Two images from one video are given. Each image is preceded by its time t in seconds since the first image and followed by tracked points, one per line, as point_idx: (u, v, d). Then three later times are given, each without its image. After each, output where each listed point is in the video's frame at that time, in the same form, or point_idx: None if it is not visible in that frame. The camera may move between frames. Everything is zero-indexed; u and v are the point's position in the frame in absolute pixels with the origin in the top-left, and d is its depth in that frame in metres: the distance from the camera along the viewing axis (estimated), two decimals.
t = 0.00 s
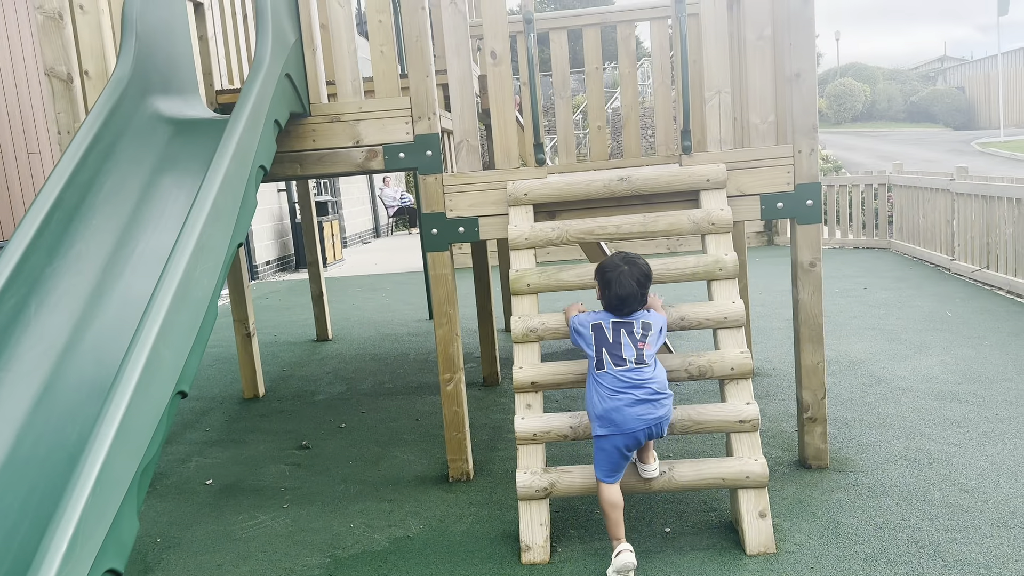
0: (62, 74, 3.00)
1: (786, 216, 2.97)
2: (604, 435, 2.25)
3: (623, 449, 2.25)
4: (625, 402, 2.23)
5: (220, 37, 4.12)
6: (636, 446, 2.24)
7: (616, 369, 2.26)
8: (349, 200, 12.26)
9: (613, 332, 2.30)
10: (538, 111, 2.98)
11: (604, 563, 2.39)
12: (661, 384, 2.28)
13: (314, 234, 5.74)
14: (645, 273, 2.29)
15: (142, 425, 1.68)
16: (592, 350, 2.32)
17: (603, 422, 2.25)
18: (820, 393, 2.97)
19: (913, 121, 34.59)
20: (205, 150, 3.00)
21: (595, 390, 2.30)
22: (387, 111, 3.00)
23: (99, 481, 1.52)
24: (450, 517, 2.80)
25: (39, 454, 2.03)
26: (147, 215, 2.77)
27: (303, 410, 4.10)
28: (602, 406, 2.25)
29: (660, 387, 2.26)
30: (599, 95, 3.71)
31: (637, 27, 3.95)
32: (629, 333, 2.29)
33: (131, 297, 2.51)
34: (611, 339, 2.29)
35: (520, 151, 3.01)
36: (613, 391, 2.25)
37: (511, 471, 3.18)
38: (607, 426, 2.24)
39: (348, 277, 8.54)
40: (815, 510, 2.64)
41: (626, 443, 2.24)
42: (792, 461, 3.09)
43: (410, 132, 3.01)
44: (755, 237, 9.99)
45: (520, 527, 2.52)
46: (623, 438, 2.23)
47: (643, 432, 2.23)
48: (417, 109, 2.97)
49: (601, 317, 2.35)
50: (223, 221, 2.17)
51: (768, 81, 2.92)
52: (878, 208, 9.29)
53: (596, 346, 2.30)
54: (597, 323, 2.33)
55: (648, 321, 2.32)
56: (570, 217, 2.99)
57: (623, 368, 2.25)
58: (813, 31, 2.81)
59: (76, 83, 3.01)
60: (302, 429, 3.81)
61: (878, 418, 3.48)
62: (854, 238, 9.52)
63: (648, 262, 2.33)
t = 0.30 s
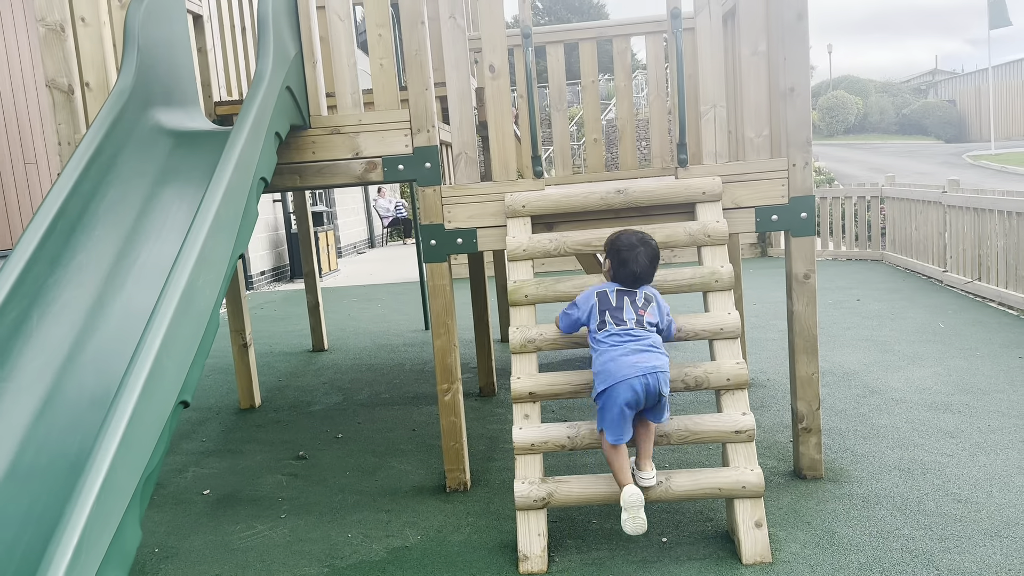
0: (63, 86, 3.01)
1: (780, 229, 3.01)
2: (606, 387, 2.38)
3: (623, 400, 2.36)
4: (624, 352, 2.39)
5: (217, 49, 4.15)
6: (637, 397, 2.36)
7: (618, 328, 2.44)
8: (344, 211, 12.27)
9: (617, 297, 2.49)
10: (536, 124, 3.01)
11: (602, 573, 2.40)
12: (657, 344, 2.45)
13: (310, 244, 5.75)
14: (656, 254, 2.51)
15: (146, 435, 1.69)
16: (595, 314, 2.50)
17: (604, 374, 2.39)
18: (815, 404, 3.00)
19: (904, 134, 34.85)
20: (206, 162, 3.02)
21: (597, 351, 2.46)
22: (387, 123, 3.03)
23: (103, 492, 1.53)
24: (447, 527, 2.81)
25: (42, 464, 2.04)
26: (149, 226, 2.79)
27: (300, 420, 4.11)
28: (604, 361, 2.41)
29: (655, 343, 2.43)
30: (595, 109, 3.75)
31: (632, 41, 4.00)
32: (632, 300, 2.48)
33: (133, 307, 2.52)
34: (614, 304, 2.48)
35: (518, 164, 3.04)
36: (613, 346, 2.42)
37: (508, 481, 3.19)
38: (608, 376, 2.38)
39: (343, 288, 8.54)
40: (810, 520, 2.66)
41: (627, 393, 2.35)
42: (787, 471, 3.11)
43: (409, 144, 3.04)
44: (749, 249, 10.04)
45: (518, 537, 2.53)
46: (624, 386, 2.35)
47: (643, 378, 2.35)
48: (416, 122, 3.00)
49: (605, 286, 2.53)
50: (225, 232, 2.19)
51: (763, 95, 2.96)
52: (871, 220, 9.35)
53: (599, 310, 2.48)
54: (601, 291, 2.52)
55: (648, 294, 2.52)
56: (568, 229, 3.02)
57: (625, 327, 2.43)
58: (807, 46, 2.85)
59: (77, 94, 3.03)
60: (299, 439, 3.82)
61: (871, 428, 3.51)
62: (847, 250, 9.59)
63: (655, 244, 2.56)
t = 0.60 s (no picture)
0: (64, 93, 3.03)
1: (778, 240, 3.03)
2: (603, 343, 2.42)
3: (613, 361, 2.41)
4: (631, 322, 2.44)
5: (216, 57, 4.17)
6: (625, 367, 2.41)
7: (629, 299, 2.49)
8: (340, 219, 12.28)
9: (625, 269, 2.55)
10: (535, 134, 3.03)
11: None
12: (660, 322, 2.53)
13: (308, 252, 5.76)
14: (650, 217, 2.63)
15: (147, 441, 1.70)
16: (604, 285, 2.54)
17: (606, 333, 2.42)
18: (811, 415, 3.01)
19: (898, 147, 35.07)
20: (207, 169, 3.04)
21: (600, 314, 2.50)
22: (387, 133, 3.05)
23: (104, 497, 1.53)
24: (444, 536, 2.81)
25: (43, 468, 2.05)
26: (150, 232, 2.80)
27: (296, 428, 4.11)
28: (607, 322, 2.45)
29: (658, 323, 2.51)
30: (593, 120, 3.78)
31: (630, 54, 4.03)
32: (640, 273, 2.55)
33: (134, 313, 2.53)
34: (624, 275, 2.53)
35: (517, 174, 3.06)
36: (620, 314, 2.46)
37: (505, 490, 3.19)
38: (609, 336, 2.41)
39: (339, 297, 8.54)
40: (806, 530, 2.66)
41: (619, 357, 2.41)
42: (783, 481, 3.12)
43: (409, 153, 3.06)
44: (744, 261, 10.08)
45: (515, 546, 2.53)
46: (619, 350, 2.40)
47: (637, 352, 2.40)
48: (416, 132, 3.02)
49: (612, 259, 2.59)
50: (227, 240, 2.20)
51: (761, 108, 2.99)
52: (866, 233, 9.39)
53: (609, 280, 2.53)
54: (609, 264, 2.57)
55: (651, 265, 2.61)
56: (566, 239, 3.03)
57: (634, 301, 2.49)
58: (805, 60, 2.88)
59: (78, 102, 3.04)
60: (295, 447, 3.82)
61: (867, 440, 3.52)
62: (841, 262, 9.63)
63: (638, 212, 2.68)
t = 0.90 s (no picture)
0: (70, 97, 3.06)
1: (777, 252, 3.05)
2: (635, 354, 2.46)
3: (640, 372, 2.47)
4: (657, 333, 2.51)
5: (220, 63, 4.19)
6: (650, 377, 2.49)
7: (650, 309, 2.55)
8: (339, 226, 12.29)
9: (634, 279, 2.59)
10: (537, 144, 3.05)
11: None
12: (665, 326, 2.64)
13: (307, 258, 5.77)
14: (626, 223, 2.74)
15: (150, 445, 1.70)
16: (622, 297, 2.55)
17: (641, 344, 2.46)
18: (809, 427, 3.02)
19: (896, 161, 35.20)
20: (211, 175, 3.05)
21: (623, 325, 2.52)
22: (390, 141, 3.07)
23: (107, 502, 1.53)
24: (442, 544, 2.81)
25: (45, 472, 2.06)
26: (154, 237, 2.81)
27: (294, 434, 4.11)
28: (636, 333, 2.49)
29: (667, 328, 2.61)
30: (594, 131, 3.80)
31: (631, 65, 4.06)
32: (647, 282, 2.61)
33: (137, 318, 2.54)
34: (637, 285, 2.57)
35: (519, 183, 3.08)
36: (646, 325, 2.51)
37: (503, 499, 3.19)
38: (644, 349, 2.46)
39: (338, 303, 8.54)
40: (803, 542, 2.67)
41: (648, 368, 2.47)
42: (780, 493, 3.13)
43: (412, 161, 3.08)
44: (742, 272, 10.10)
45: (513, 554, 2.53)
46: (650, 362, 2.47)
47: (664, 363, 2.50)
48: (419, 140, 3.04)
49: (620, 271, 2.61)
50: (231, 245, 2.21)
51: (761, 121, 3.01)
52: (864, 246, 9.43)
53: (626, 292, 2.55)
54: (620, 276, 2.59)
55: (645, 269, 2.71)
56: (567, 248, 3.05)
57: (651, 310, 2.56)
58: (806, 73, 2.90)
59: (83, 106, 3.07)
60: (293, 453, 3.82)
61: (864, 452, 3.53)
62: (839, 275, 9.65)
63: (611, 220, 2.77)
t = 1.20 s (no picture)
0: (77, 96, 3.06)
1: (781, 261, 3.05)
2: (636, 356, 2.46)
3: (642, 375, 2.47)
4: (662, 339, 2.52)
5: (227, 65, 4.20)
6: (652, 381, 2.49)
7: (655, 317, 2.57)
8: (342, 228, 12.30)
9: (642, 288, 2.61)
10: (543, 150, 3.05)
11: None
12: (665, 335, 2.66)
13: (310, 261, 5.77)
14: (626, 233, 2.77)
15: (152, 447, 1.70)
16: (630, 305, 2.56)
17: (645, 348, 2.47)
18: (812, 437, 3.02)
19: (900, 171, 35.18)
20: (217, 176, 3.06)
21: (626, 329, 2.53)
22: (396, 144, 3.07)
23: (108, 503, 1.53)
24: (442, 548, 2.80)
25: (47, 471, 2.06)
26: (159, 237, 2.82)
27: (295, 436, 4.10)
28: (639, 336, 2.50)
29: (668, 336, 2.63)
30: (599, 137, 3.80)
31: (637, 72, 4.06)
32: (652, 290, 2.65)
33: (140, 319, 2.54)
34: (645, 293, 2.60)
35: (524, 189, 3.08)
36: (649, 329, 2.52)
37: (503, 504, 3.19)
38: (649, 354, 2.46)
39: (340, 305, 8.54)
40: (804, 552, 2.66)
41: (650, 371, 2.47)
42: (782, 503, 3.12)
43: (417, 165, 3.09)
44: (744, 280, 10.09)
45: (513, 560, 2.53)
46: (652, 364, 2.47)
47: (667, 369, 2.51)
48: (425, 144, 3.04)
49: (628, 278, 2.62)
50: (236, 245, 2.22)
51: (767, 130, 3.01)
52: (867, 256, 9.42)
53: (635, 299, 2.57)
54: (630, 282, 2.60)
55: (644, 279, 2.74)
56: (571, 254, 3.05)
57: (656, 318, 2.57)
58: (812, 83, 2.90)
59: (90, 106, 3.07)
60: (294, 455, 3.82)
61: (866, 463, 3.52)
62: (842, 285, 9.64)
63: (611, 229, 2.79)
